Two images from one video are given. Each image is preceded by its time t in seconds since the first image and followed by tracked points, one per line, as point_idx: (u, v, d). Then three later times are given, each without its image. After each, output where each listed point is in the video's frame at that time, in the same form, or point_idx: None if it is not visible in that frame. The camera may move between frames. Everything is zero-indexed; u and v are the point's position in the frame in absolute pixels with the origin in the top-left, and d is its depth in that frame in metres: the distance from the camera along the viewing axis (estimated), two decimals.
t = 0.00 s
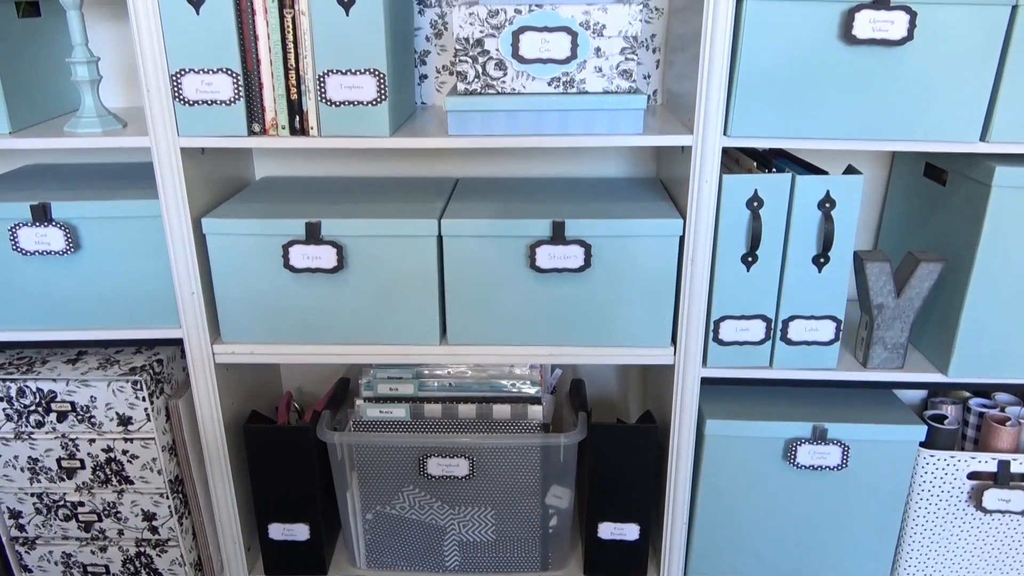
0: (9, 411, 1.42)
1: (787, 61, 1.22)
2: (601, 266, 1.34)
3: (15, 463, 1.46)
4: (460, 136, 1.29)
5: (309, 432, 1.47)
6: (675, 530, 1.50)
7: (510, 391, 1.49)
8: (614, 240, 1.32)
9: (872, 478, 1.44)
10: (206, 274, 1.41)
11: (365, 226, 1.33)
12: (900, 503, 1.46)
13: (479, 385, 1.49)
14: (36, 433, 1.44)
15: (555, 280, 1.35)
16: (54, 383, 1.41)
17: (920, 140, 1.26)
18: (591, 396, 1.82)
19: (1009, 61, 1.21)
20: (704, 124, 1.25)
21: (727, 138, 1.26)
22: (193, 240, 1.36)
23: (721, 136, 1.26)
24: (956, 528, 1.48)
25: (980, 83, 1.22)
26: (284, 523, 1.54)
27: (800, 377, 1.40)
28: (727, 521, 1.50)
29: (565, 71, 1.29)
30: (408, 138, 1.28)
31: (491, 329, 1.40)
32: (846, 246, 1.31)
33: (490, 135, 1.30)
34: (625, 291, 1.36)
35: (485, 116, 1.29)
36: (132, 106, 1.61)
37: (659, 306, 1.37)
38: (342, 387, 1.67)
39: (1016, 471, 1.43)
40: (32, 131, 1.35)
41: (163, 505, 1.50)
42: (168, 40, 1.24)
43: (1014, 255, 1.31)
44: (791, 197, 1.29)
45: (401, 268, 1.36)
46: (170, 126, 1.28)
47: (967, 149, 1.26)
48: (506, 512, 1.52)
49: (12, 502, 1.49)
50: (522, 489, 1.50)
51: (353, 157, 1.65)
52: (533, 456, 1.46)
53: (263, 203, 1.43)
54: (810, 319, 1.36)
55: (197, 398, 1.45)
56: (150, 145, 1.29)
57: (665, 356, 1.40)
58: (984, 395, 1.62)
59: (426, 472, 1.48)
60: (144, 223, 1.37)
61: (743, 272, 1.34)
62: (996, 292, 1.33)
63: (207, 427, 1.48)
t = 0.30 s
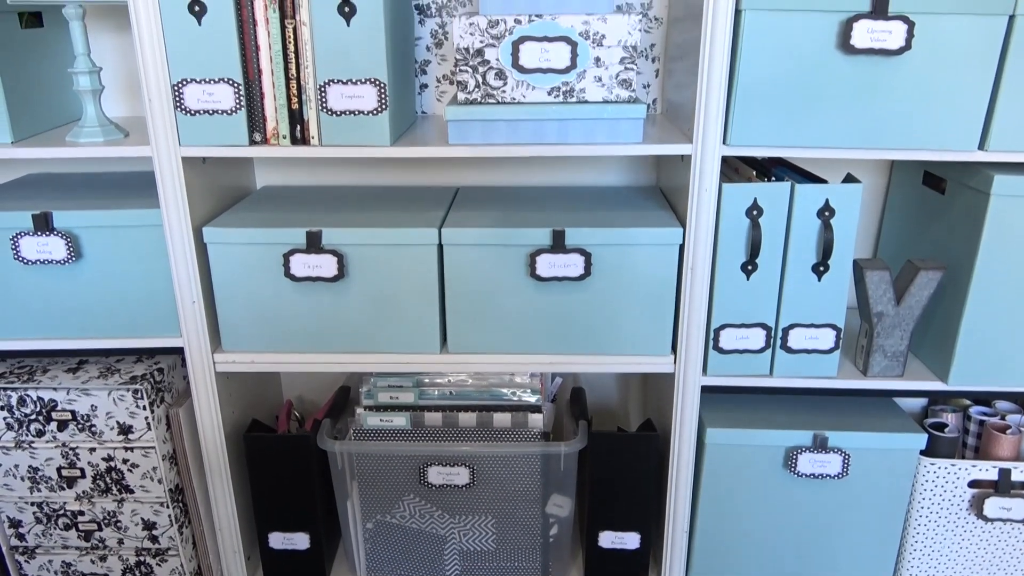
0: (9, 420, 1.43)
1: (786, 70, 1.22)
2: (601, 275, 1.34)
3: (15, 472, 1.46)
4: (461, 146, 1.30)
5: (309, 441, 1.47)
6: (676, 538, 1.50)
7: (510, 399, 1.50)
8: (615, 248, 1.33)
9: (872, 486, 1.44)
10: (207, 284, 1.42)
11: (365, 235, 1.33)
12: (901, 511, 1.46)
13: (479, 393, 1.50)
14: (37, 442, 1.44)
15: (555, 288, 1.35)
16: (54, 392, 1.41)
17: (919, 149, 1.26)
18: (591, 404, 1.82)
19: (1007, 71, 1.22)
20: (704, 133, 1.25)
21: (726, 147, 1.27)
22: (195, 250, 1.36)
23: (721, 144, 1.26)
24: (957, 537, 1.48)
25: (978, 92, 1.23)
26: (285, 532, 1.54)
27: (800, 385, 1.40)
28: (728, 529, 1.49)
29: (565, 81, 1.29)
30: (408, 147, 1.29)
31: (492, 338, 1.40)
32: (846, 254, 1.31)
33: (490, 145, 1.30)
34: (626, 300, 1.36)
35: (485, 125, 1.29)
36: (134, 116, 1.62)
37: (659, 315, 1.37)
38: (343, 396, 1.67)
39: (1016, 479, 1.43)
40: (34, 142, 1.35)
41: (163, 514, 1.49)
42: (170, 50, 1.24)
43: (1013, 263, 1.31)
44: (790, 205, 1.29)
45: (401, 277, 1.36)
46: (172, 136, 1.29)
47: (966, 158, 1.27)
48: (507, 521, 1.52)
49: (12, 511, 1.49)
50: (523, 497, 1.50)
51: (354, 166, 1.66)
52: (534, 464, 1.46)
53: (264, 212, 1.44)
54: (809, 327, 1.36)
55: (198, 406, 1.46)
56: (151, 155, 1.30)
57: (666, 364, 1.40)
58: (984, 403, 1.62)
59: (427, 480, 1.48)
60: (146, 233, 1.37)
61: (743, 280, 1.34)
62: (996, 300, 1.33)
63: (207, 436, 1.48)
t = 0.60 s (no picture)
0: (9, 432, 1.42)
1: (784, 84, 1.23)
2: (600, 287, 1.35)
3: (14, 484, 1.46)
4: (461, 158, 1.30)
5: (310, 452, 1.48)
6: (676, 551, 1.50)
7: (510, 411, 1.50)
8: (614, 260, 1.33)
9: (872, 498, 1.44)
10: (207, 296, 1.42)
11: (366, 247, 1.33)
12: (901, 523, 1.45)
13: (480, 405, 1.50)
14: (36, 454, 1.44)
15: (554, 300, 1.36)
16: (54, 404, 1.41)
17: (916, 162, 1.27)
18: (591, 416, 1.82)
19: (1003, 85, 1.23)
20: (703, 146, 1.26)
21: (725, 160, 1.28)
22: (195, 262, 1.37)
23: (720, 157, 1.27)
24: (958, 549, 1.48)
25: (975, 106, 1.24)
26: (285, 544, 1.54)
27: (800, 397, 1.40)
28: (728, 541, 1.49)
29: (564, 95, 1.30)
30: (409, 160, 1.30)
31: (491, 350, 1.40)
32: (844, 265, 1.32)
33: (490, 157, 1.31)
34: (625, 312, 1.37)
35: (485, 138, 1.30)
36: (136, 128, 1.63)
37: (659, 327, 1.38)
38: (343, 407, 1.67)
39: (1016, 491, 1.43)
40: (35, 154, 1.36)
41: (162, 526, 1.49)
42: (173, 64, 1.25)
43: (1011, 275, 1.31)
44: (789, 217, 1.30)
45: (401, 289, 1.36)
46: (173, 149, 1.30)
47: (963, 171, 1.28)
48: (507, 534, 1.52)
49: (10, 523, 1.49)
50: (522, 510, 1.50)
51: (354, 178, 1.67)
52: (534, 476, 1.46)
53: (265, 224, 1.44)
54: (808, 339, 1.37)
55: (198, 418, 1.45)
56: (152, 167, 1.30)
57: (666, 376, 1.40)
58: (983, 415, 1.62)
59: (427, 492, 1.48)
60: (147, 245, 1.38)
61: (742, 292, 1.34)
62: (995, 312, 1.34)
63: (207, 447, 1.47)
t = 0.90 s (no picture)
0: (8, 442, 1.42)
1: (782, 95, 1.24)
2: (600, 296, 1.35)
3: (13, 494, 1.46)
4: (461, 169, 1.31)
5: (310, 462, 1.47)
6: (676, 561, 1.50)
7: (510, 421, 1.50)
8: (614, 270, 1.33)
9: (873, 508, 1.43)
10: (208, 305, 1.42)
11: (366, 257, 1.34)
12: (902, 533, 1.45)
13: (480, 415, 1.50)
14: (35, 463, 1.44)
15: (554, 310, 1.36)
16: (54, 413, 1.41)
17: (915, 172, 1.27)
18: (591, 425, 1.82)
19: (1001, 95, 1.23)
20: (702, 156, 1.26)
21: (724, 170, 1.28)
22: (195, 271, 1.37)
23: (719, 167, 1.27)
24: (959, 559, 1.47)
25: (973, 116, 1.24)
26: (285, 554, 1.54)
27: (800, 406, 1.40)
28: (728, 552, 1.49)
29: (564, 105, 1.30)
30: (409, 170, 1.30)
31: (491, 360, 1.41)
32: (844, 275, 1.32)
33: (490, 167, 1.32)
34: (625, 321, 1.37)
35: (485, 148, 1.31)
36: (137, 138, 1.63)
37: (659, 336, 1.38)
38: (342, 417, 1.67)
39: (1017, 501, 1.42)
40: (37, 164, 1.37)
41: (161, 536, 1.49)
42: (174, 75, 1.26)
43: (1010, 285, 1.32)
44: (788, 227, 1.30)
45: (401, 299, 1.36)
46: (175, 159, 1.30)
47: (961, 180, 1.28)
48: (507, 544, 1.51)
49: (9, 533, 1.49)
50: (522, 520, 1.49)
51: (354, 188, 1.67)
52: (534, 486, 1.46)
53: (265, 234, 1.45)
54: (808, 348, 1.37)
55: (198, 427, 1.45)
56: (153, 177, 1.31)
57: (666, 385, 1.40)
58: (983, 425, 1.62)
59: (427, 502, 1.47)
60: (148, 255, 1.38)
61: (742, 301, 1.34)
62: (994, 321, 1.34)
63: (207, 457, 1.47)
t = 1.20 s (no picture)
0: (9, 452, 1.42)
1: (781, 104, 1.24)
2: (600, 306, 1.35)
3: (13, 504, 1.45)
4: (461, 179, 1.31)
5: (310, 472, 1.47)
6: (677, 571, 1.49)
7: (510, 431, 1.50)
8: (614, 279, 1.34)
9: (874, 518, 1.43)
10: (208, 315, 1.42)
11: (366, 267, 1.34)
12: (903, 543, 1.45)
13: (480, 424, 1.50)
14: (35, 474, 1.43)
15: (554, 319, 1.36)
16: (54, 424, 1.41)
17: (914, 181, 1.28)
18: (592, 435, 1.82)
19: (999, 105, 1.24)
20: (701, 166, 1.27)
21: (723, 180, 1.28)
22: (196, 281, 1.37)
23: (718, 176, 1.28)
24: (960, 569, 1.47)
25: (971, 126, 1.25)
26: (285, 564, 1.54)
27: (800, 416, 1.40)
28: (729, 561, 1.48)
29: (564, 115, 1.31)
30: (409, 180, 1.31)
31: (492, 370, 1.41)
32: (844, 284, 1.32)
33: (490, 177, 1.32)
34: (625, 330, 1.37)
35: (485, 158, 1.31)
36: (138, 149, 1.64)
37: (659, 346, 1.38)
38: (343, 427, 1.67)
39: (1018, 510, 1.42)
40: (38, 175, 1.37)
41: (161, 547, 1.49)
42: (175, 86, 1.26)
43: (1009, 293, 1.32)
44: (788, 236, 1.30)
45: (401, 309, 1.37)
46: (176, 170, 1.30)
47: (960, 190, 1.28)
48: (507, 554, 1.51)
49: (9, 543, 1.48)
50: (523, 530, 1.49)
51: (355, 198, 1.68)
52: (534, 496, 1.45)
53: (266, 244, 1.45)
54: (808, 357, 1.37)
55: (198, 437, 1.45)
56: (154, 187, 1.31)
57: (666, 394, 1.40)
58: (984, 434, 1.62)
59: (427, 512, 1.47)
60: (149, 265, 1.38)
61: (742, 311, 1.34)
62: (993, 330, 1.34)
63: (207, 467, 1.47)
